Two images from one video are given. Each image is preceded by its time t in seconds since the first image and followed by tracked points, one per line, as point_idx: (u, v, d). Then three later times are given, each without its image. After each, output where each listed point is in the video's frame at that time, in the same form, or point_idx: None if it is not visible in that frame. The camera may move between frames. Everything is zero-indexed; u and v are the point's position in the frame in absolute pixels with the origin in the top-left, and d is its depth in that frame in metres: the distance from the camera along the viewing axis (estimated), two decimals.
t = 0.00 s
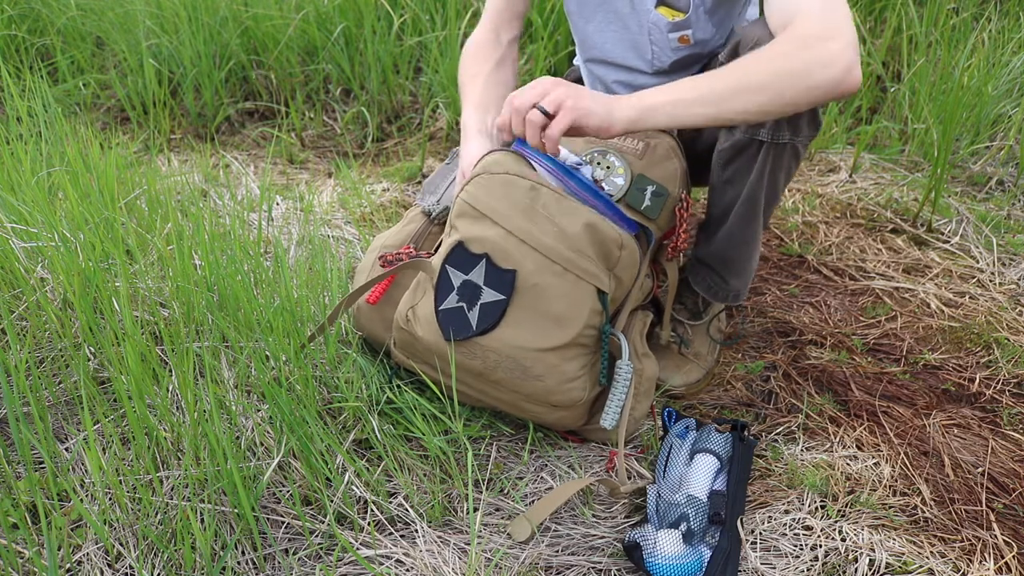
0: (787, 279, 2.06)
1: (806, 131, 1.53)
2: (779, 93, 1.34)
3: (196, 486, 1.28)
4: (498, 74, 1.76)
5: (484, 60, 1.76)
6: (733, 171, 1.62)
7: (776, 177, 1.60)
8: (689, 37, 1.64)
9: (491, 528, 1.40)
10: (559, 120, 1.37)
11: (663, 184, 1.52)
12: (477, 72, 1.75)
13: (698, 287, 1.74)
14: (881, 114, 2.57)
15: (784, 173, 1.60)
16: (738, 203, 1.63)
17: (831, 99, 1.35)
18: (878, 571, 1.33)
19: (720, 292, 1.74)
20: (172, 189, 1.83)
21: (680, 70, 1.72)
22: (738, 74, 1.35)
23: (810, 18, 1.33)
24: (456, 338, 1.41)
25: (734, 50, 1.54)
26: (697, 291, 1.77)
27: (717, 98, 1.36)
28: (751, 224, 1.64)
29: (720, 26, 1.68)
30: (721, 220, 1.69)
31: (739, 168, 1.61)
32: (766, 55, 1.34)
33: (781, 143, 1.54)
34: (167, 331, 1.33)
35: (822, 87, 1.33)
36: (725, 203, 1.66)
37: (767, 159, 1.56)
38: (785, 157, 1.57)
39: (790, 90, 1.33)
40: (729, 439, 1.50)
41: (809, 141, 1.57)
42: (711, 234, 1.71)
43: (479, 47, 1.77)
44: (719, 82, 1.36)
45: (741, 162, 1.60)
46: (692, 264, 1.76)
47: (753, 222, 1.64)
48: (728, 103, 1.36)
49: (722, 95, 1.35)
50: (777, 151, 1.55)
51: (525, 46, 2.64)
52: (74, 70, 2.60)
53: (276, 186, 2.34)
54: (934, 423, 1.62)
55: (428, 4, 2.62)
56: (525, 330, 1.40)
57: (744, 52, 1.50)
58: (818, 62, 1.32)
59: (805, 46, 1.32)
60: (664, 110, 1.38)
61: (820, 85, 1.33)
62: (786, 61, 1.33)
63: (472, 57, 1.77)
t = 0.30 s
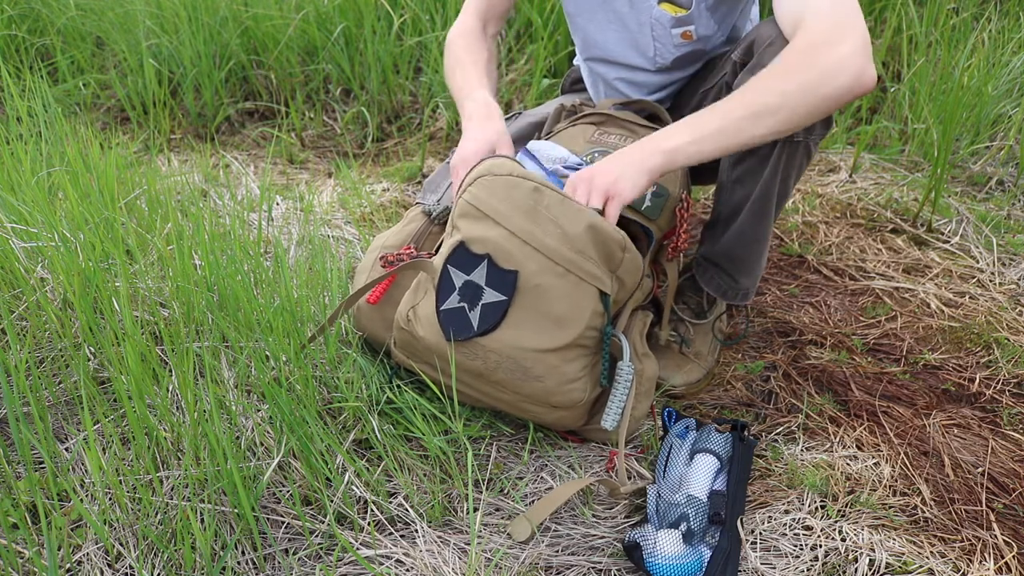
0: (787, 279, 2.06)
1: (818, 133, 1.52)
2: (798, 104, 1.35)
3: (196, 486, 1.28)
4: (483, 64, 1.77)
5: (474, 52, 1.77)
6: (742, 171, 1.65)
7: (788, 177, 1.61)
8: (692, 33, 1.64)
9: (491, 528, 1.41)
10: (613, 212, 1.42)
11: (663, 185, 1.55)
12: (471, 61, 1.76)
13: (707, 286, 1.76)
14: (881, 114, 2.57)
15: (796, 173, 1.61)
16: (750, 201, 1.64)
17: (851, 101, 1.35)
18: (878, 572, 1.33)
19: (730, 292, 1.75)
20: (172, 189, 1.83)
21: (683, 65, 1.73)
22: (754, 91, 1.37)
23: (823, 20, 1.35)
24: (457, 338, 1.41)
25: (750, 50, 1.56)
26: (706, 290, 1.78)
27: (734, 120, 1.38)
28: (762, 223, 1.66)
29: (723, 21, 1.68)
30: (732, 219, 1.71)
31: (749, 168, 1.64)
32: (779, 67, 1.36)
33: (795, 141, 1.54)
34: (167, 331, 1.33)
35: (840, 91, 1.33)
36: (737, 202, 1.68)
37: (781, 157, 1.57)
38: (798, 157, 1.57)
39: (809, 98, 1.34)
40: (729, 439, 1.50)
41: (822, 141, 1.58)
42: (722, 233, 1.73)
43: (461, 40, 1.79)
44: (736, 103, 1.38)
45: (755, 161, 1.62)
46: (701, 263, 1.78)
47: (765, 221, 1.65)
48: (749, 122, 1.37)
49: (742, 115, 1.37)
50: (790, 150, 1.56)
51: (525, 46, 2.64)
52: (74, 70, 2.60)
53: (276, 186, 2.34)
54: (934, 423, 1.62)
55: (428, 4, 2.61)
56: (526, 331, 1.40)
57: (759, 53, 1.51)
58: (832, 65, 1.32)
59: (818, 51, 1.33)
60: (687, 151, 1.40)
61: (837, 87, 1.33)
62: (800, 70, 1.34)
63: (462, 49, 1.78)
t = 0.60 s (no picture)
0: (787, 279, 2.06)
1: (817, 133, 1.52)
2: (802, 115, 1.34)
3: (196, 486, 1.28)
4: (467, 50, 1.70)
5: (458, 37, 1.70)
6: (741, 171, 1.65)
7: (787, 177, 1.62)
8: (691, 30, 1.64)
9: (491, 528, 1.41)
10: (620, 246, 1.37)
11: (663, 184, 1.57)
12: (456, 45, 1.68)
13: (707, 286, 1.75)
14: (881, 114, 2.57)
15: (796, 173, 1.62)
16: (749, 201, 1.64)
17: (851, 103, 1.35)
18: (878, 571, 1.33)
19: (730, 292, 1.75)
20: (172, 189, 1.83)
21: (682, 62, 1.74)
22: (756, 107, 1.35)
23: (817, 25, 1.34)
24: (457, 346, 1.41)
25: (749, 49, 1.56)
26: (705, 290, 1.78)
27: (738, 137, 1.36)
28: (762, 224, 1.66)
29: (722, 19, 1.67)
30: (732, 219, 1.71)
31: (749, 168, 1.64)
32: (779, 79, 1.34)
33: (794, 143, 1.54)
34: (167, 331, 1.33)
35: (841, 96, 1.33)
36: (736, 203, 1.69)
37: (780, 159, 1.57)
38: (798, 158, 1.58)
39: (812, 108, 1.33)
40: (729, 439, 1.50)
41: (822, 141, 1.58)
42: (722, 234, 1.73)
43: (440, 19, 1.70)
44: (740, 120, 1.35)
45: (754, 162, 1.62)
46: (701, 263, 1.78)
47: (765, 222, 1.66)
48: (755, 139, 1.35)
49: (748, 132, 1.35)
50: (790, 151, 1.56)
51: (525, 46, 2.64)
52: (74, 70, 2.60)
53: (276, 186, 2.34)
54: (934, 423, 1.62)
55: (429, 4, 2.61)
56: (526, 339, 1.40)
57: (759, 53, 1.51)
58: (831, 72, 1.32)
59: (817, 58, 1.32)
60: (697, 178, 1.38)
61: (839, 93, 1.33)
62: (801, 81, 1.33)
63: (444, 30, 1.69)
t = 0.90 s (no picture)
0: (787, 279, 2.06)
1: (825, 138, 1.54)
2: (814, 121, 1.33)
3: (196, 486, 1.28)
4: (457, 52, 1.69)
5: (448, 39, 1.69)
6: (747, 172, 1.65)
7: (792, 178, 1.63)
8: (691, 37, 1.64)
9: (491, 528, 1.40)
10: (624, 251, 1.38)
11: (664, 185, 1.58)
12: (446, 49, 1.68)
13: (709, 286, 1.75)
14: (881, 114, 2.57)
15: (800, 174, 1.63)
16: (754, 202, 1.65)
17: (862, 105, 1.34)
18: (878, 571, 1.33)
19: (732, 292, 1.75)
20: (172, 189, 1.83)
21: (680, 67, 1.74)
22: (767, 114, 1.34)
23: (824, 29, 1.33)
24: (458, 349, 1.42)
25: (757, 50, 1.57)
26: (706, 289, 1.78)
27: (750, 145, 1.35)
28: (767, 224, 1.67)
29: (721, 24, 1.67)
30: (735, 220, 1.71)
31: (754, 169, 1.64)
32: (789, 86, 1.33)
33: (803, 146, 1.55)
34: (167, 331, 1.33)
35: (852, 99, 1.32)
36: (739, 203, 1.69)
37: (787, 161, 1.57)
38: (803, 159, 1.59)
39: (823, 113, 1.32)
40: (729, 439, 1.50)
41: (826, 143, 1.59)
42: (725, 234, 1.73)
43: (429, 21, 1.69)
44: (751, 127, 1.34)
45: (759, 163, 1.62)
46: (702, 263, 1.78)
47: (769, 222, 1.66)
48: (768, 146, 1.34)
49: (760, 139, 1.34)
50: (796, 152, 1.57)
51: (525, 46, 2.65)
52: (74, 70, 2.60)
53: (276, 186, 2.34)
54: (934, 423, 1.62)
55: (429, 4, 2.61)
56: (529, 344, 1.41)
57: (766, 54, 1.51)
58: (841, 77, 1.31)
59: (826, 62, 1.31)
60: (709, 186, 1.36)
61: (851, 96, 1.32)
62: (811, 86, 1.32)
63: (434, 32, 1.68)
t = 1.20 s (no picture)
0: (787, 279, 2.06)
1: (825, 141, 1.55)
2: (811, 126, 1.33)
3: (196, 486, 1.28)
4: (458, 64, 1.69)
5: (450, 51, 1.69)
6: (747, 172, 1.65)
7: (790, 181, 1.64)
8: (688, 36, 1.64)
9: (491, 528, 1.41)
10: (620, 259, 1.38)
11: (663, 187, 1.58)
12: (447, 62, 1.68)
13: (709, 287, 1.75)
14: (881, 114, 2.57)
15: (798, 176, 1.63)
16: (754, 203, 1.65)
17: (858, 108, 1.34)
18: (879, 572, 1.33)
19: (731, 293, 1.75)
20: (173, 189, 1.83)
21: (679, 67, 1.74)
22: (765, 122, 1.34)
23: (818, 33, 1.33)
24: (456, 360, 1.42)
25: (755, 52, 1.58)
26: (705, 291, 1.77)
27: (748, 153, 1.35)
28: (766, 226, 1.67)
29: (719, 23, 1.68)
30: (734, 221, 1.71)
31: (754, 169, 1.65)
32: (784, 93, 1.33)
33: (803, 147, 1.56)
34: (167, 331, 1.33)
35: (848, 102, 1.32)
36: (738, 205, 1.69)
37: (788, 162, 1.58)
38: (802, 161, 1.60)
39: (819, 118, 1.33)
40: (729, 439, 1.50)
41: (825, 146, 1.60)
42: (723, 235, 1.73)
43: (433, 32, 1.69)
44: (749, 137, 1.35)
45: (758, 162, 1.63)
46: (701, 264, 1.77)
47: (768, 223, 1.66)
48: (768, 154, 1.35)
49: (759, 149, 1.34)
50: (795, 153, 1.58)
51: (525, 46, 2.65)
52: (74, 70, 2.60)
53: (276, 186, 2.34)
54: (934, 423, 1.62)
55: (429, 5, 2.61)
56: (526, 354, 1.40)
57: (765, 55, 1.52)
58: (837, 80, 1.31)
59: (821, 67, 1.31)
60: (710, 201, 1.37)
61: (847, 98, 1.31)
62: (806, 92, 1.32)
63: (437, 44, 1.68)
